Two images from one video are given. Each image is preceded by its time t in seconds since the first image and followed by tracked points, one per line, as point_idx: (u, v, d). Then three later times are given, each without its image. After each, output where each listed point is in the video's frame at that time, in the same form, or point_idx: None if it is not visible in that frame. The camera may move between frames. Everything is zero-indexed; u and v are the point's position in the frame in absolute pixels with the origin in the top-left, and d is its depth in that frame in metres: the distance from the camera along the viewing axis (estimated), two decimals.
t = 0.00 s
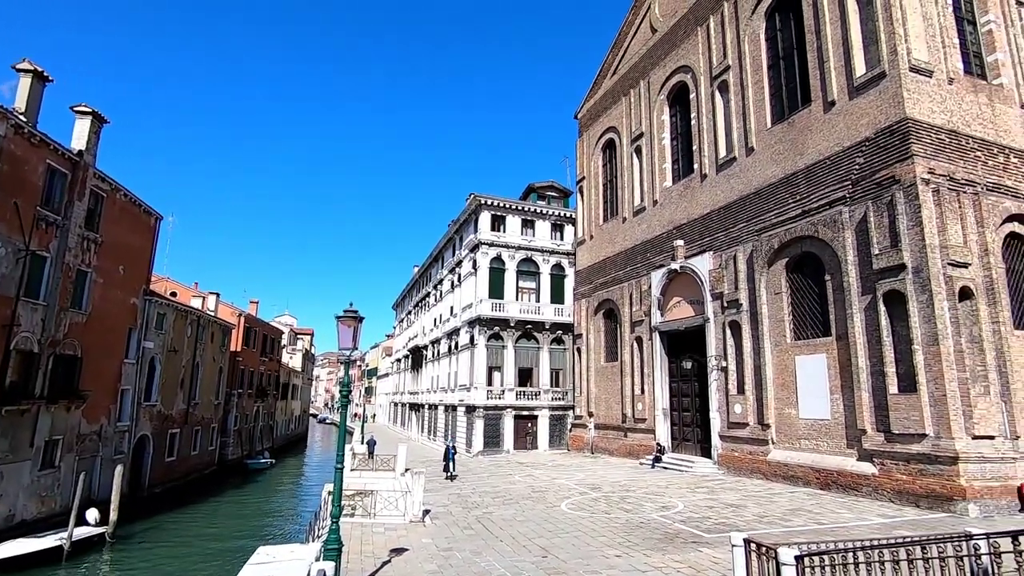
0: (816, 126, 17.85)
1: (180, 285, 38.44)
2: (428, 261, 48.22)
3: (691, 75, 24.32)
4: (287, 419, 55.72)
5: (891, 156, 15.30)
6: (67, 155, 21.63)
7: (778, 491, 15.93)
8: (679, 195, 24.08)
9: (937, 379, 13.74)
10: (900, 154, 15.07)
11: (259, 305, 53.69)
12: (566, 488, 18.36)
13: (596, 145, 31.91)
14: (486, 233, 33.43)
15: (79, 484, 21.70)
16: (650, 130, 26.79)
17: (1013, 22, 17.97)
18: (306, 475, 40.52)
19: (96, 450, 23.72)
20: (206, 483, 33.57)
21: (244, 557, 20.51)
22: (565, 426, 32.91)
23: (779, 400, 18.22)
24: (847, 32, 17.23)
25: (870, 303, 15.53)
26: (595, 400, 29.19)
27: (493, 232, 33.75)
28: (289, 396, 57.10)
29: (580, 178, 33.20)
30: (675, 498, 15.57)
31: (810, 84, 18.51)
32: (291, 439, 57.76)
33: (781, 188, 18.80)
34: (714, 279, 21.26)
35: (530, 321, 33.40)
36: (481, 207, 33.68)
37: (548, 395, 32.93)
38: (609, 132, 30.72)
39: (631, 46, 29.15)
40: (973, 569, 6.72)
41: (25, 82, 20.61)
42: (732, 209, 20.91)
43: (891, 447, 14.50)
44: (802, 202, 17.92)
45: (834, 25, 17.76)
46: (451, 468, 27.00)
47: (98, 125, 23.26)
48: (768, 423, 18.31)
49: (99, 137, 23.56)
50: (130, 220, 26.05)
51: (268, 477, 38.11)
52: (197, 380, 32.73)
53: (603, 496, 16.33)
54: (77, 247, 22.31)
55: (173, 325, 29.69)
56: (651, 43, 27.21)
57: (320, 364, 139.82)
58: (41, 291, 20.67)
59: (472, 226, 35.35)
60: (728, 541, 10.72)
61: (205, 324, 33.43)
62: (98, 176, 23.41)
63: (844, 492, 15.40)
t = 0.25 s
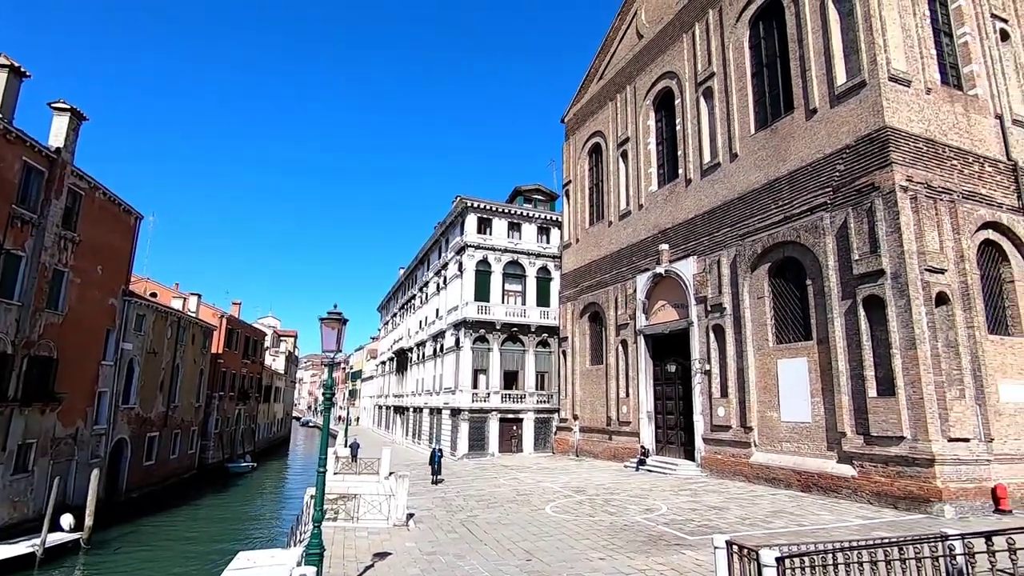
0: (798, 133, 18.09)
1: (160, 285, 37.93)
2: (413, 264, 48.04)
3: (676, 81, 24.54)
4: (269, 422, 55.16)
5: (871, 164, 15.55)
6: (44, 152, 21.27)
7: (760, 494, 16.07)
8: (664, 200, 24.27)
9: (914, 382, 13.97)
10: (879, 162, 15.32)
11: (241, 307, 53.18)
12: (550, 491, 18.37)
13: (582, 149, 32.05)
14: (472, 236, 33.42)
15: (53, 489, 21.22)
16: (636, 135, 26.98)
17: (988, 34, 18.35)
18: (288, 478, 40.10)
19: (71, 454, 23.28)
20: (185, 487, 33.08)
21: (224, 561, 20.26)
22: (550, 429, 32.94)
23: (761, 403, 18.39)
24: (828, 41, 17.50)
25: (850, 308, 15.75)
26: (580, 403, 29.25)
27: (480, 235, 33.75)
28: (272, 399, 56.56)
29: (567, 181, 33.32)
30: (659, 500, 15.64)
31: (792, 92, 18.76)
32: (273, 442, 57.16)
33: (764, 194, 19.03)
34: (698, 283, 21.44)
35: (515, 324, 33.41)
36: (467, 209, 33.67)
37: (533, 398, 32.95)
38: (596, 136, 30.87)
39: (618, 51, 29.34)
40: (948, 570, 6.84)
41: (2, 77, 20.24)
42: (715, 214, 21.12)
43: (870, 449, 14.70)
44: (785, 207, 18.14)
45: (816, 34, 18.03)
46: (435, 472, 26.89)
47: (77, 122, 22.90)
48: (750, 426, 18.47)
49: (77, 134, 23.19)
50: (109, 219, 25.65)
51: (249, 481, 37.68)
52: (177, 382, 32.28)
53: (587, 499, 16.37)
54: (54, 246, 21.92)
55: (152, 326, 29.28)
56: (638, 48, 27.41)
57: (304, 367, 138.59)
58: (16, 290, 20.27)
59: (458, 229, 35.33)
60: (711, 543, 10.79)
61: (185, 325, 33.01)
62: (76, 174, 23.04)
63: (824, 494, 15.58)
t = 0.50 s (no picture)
0: (781, 140, 18.33)
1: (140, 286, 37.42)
2: (399, 266, 47.85)
3: (662, 87, 24.75)
4: (251, 425, 54.57)
5: (851, 171, 15.79)
6: (21, 150, 20.91)
7: (742, 497, 16.19)
8: (650, 204, 24.43)
9: (893, 386, 14.19)
10: (860, 169, 15.57)
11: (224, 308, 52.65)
12: (535, 494, 18.36)
13: (569, 153, 32.18)
14: (458, 238, 33.39)
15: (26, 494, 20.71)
16: (622, 140, 27.16)
17: (965, 46, 18.72)
18: (270, 483, 39.65)
19: (46, 458, 22.74)
20: (163, 491, 32.56)
21: (203, 567, 20.00)
22: (535, 432, 32.94)
23: (744, 406, 18.54)
24: (811, 50, 17.76)
25: (831, 313, 15.96)
26: (565, 406, 29.30)
27: (466, 238, 33.73)
28: (254, 402, 55.97)
29: (553, 185, 33.42)
30: (643, 503, 15.70)
31: (776, 99, 19.00)
32: (255, 446, 56.53)
33: (748, 199, 19.24)
34: (683, 287, 21.60)
35: (501, 327, 33.41)
36: (454, 212, 33.63)
37: (518, 401, 32.93)
38: (582, 141, 31.02)
39: (604, 56, 29.52)
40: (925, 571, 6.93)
41: None
42: (700, 219, 21.30)
43: (850, 452, 14.88)
44: (768, 213, 18.35)
45: (798, 43, 18.28)
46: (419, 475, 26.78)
47: (56, 119, 22.54)
48: (733, 429, 18.62)
49: (55, 132, 22.83)
50: (88, 219, 25.26)
51: (229, 486, 37.20)
52: (156, 385, 31.83)
53: (572, 502, 16.38)
54: (30, 245, 21.54)
55: (132, 328, 28.86)
56: (624, 54, 27.61)
57: (287, 369, 137.29)
58: None
59: (445, 231, 35.30)
60: (693, 546, 10.84)
61: (166, 327, 32.58)
62: (54, 172, 22.67)
63: (805, 496, 15.73)
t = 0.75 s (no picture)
0: (764, 148, 18.57)
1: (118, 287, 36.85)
2: (384, 269, 47.64)
3: (647, 94, 24.96)
4: (231, 430, 53.87)
5: (831, 180, 16.04)
6: None
7: (724, 500, 16.31)
8: (635, 210, 24.59)
9: (871, 391, 14.40)
10: (839, 178, 15.82)
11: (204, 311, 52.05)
12: (519, 499, 18.34)
13: (555, 158, 32.31)
14: (444, 242, 33.35)
15: None
16: (608, 146, 27.33)
17: (941, 58, 19.12)
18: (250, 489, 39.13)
19: (18, 463, 22.12)
20: (140, 497, 31.97)
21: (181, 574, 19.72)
22: (520, 436, 32.91)
23: (726, 411, 18.70)
24: (792, 60, 18.03)
25: (812, 318, 16.16)
26: (550, 410, 29.32)
27: (452, 241, 33.70)
28: (235, 406, 55.28)
29: (539, 190, 33.51)
30: (626, 507, 15.74)
31: (758, 108, 19.24)
32: (236, 450, 55.79)
33: (730, 206, 19.44)
34: (667, 292, 21.75)
35: (486, 331, 33.38)
36: (439, 215, 33.59)
37: (503, 406, 32.88)
38: (568, 146, 31.16)
39: (590, 63, 29.71)
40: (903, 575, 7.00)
41: None
42: (684, 225, 21.48)
43: (830, 456, 15.06)
44: (750, 220, 18.56)
45: (781, 53, 18.54)
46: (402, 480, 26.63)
47: (34, 117, 22.17)
48: (716, 433, 18.77)
49: (32, 130, 22.46)
50: (64, 218, 24.84)
51: (208, 491, 36.66)
52: (133, 388, 31.32)
53: (556, 507, 16.39)
54: (4, 245, 21.12)
55: (109, 330, 28.40)
56: (610, 61, 27.80)
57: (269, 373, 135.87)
58: None
59: (430, 235, 35.24)
60: (676, 550, 10.89)
61: (144, 329, 32.11)
62: (30, 170, 22.29)
63: (786, 500, 15.89)
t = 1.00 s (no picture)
0: (746, 156, 18.78)
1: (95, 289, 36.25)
2: (369, 273, 47.37)
3: (632, 101, 25.15)
4: (211, 434, 53.11)
5: (812, 187, 16.27)
6: None
7: (707, 504, 16.41)
8: (620, 215, 24.73)
9: (851, 396, 14.60)
10: (820, 186, 16.05)
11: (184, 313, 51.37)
12: (503, 503, 18.30)
13: (541, 163, 32.40)
14: (429, 245, 33.27)
15: None
16: (593, 151, 27.47)
17: (918, 70, 19.52)
18: (229, 494, 38.57)
19: None
20: (116, 504, 31.35)
21: None
22: (504, 440, 32.84)
23: (709, 415, 18.83)
24: (775, 69, 18.28)
25: (793, 324, 16.35)
26: (534, 414, 29.32)
27: (437, 245, 33.63)
28: (215, 410, 54.54)
29: (525, 194, 33.57)
30: (610, 512, 15.77)
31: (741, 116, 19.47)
32: (215, 455, 54.99)
33: (714, 212, 19.63)
34: (651, 296, 21.89)
35: (471, 335, 33.30)
36: (425, 218, 33.51)
37: (488, 410, 32.79)
38: (554, 151, 31.27)
39: (577, 68, 29.87)
40: None
41: None
42: (668, 230, 21.65)
43: (810, 460, 15.23)
44: (733, 226, 18.74)
45: (763, 62, 18.79)
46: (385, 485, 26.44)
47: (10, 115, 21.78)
48: (699, 437, 18.89)
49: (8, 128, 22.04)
50: (40, 218, 24.40)
51: (185, 498, 36.07)
52: (109, 393, 30.79)
53: (540, 511, 16.37)
54: None
55: (85, 333, 27.89)
56: (596, 67, 27.98)
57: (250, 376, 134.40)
58: None
59: (416, 238, 35.13)
60: (659, 554, 10.93)
61: (122, 332, 31.61)
62: (4, 169, 21.87)
63: (768, 503, 16.02)
